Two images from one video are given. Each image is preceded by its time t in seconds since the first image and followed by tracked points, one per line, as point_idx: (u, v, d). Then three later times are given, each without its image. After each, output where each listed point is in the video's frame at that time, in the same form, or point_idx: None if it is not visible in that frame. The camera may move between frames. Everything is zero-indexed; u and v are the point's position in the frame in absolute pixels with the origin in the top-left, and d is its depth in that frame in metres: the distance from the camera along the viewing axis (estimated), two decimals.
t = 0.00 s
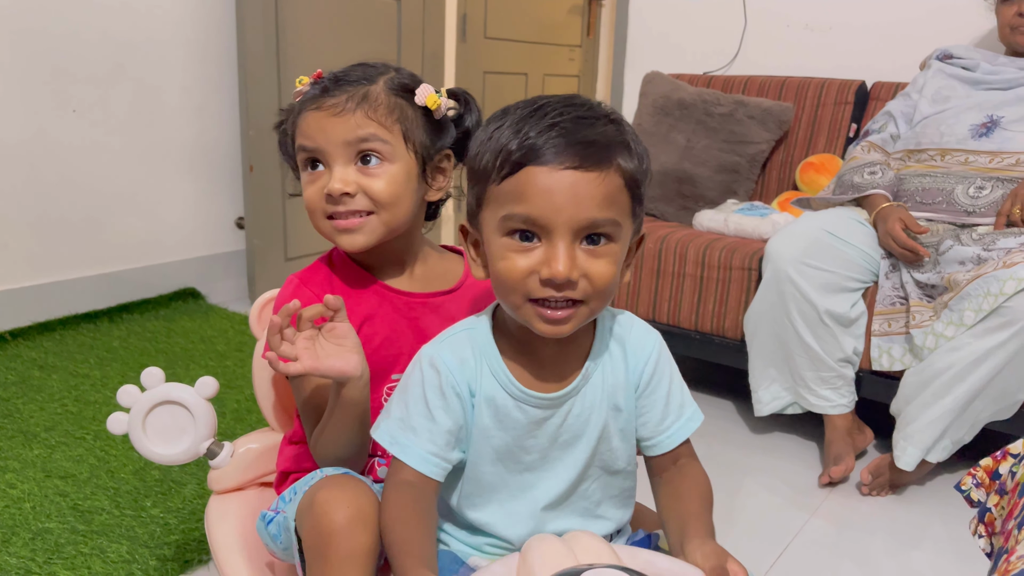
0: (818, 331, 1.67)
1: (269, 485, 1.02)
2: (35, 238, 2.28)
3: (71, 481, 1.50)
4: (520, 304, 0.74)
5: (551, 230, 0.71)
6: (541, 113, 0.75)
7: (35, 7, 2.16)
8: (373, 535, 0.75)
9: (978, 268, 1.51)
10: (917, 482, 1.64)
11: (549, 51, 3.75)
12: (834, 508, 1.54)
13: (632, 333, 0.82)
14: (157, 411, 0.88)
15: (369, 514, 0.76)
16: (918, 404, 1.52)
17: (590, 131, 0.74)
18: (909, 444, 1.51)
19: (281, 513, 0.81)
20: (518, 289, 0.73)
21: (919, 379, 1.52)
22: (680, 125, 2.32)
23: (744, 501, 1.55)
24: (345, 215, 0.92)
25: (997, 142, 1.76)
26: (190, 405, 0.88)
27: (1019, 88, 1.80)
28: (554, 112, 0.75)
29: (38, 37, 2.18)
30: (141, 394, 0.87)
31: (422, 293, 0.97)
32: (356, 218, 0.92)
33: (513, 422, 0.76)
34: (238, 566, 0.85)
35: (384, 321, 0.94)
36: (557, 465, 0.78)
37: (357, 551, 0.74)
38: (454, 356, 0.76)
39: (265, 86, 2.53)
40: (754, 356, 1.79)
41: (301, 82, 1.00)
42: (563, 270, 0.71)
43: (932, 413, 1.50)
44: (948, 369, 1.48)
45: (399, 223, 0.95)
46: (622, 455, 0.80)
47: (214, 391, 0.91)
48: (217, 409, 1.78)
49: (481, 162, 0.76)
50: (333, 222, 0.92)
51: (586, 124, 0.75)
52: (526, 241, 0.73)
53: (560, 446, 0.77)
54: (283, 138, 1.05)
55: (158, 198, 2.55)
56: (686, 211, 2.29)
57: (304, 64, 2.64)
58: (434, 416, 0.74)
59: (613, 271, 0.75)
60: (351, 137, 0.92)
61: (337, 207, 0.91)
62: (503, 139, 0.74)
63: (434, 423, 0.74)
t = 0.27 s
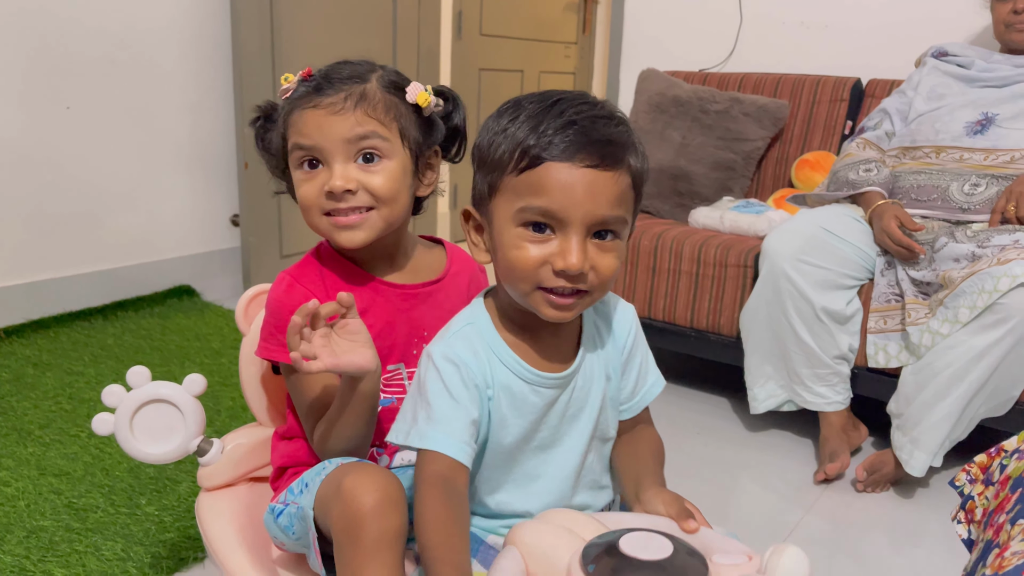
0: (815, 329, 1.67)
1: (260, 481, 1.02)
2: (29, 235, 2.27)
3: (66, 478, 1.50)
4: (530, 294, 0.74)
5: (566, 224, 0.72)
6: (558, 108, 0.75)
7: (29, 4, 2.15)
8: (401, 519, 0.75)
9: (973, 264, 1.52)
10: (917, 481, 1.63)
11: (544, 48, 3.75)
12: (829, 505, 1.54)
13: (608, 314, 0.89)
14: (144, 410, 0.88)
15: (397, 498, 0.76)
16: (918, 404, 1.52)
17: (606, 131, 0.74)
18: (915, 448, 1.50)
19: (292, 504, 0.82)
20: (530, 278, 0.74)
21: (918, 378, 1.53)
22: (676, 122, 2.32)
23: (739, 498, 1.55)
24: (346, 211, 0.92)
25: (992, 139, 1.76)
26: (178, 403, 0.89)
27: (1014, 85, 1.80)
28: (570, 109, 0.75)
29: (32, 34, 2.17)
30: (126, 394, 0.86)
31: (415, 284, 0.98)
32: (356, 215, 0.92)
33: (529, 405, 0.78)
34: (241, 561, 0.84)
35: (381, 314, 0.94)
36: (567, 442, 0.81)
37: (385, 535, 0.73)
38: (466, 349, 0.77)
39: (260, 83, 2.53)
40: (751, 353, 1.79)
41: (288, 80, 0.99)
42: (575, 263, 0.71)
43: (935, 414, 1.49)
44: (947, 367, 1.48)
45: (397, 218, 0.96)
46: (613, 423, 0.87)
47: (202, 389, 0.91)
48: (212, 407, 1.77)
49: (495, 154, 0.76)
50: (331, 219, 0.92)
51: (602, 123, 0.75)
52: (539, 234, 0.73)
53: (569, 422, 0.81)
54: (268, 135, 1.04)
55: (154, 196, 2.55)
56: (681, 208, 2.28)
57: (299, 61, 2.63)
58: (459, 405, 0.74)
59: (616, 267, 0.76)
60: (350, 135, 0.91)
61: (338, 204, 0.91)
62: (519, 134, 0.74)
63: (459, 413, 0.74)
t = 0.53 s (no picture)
0: (812, 326, 1.68)
1: (250, 474, 1.02)
2: (23, 232, 2.26)
3: (60, 476, 1.50)
4: (526, 289, 0.75)
5: (564, 224, 0.73)
6: (550, 109, 0.75)
7: None
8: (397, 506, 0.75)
9: (967, 262, 1.52)
10: (914, 480, 1.63)
11: (540, 45, 3.74)
12: (823, 501, 1.54)
13: (583, 300, 0.89)
14: (133, 405, 0.87)
15: (391, 485, 0.76)
16: (913, 401, 1.52)
17: (595, 134, 0.75)
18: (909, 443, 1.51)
19: (287, 495, 0.82)
20: (524, 275, 0.74)
21: (912, 375, 1.54)
22: (671, 119, 2.32)
23: (734, 494, 1.55)
24: (352, 202, 0.91)
25: (987, 137, 1.77)
26: (166, 397, 0.89)
27: (1009, 82, 1.80)
28: (562, 110, 0.76)
29: (26, 30, 2.16)
30: (114, 389, 0.86)
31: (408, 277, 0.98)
32: (363, 205, 0.92)
33: (514, 384, 0.78)
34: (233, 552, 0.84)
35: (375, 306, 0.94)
36: (551, 421, 0.82)
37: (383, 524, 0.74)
38: (452, 330, 0.77)
39: (256, 80, 2.52)
40: (746, 349, 1.79)
41: (279, 79, 0.99)
42: (569, 263, 0.72)
43: (931, 411, 1.50)
44: (943, 364, 1.49)
45: (400, 209, 0.96)
46: (592, 405, 0.87)
47: (190, 382, 0.91)
48: (207, 405, 1.77)
49: (487, 154, 0.75)
50: (337, 210, 0.91)
51: (592, 126, 0.76)
52: (536, 235, 0.74)
53: (552, 401, 0.82)
54: (257, 134, 1.03)
55: (148, 193, 2.54)
56: (677, 205, 2.29)
57: (294, 58, 2.63)
58: (450, 382, 0.74)
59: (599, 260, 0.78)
60: (356, 129, 0.92)
61: (345, 195, 0.90)
62: (512, 134, 0.74)
63: (449, 390, 0.74)
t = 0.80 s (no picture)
0: (809, 323, 1.68)
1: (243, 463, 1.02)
2: (18, 231, 2.26)
3: (56, 474, 1.49)
4: (524, 284, 0.75)
5: (561, 220, 0.73)
6: (547, 106, 0.75)
7: None
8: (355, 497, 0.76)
9: (962, 259, 1.52)
10: (905, 474, 1.65)
11: (536, 42, 3.74)
12: (819, 498, 1.55)
13: (583, 300, 0.88)
14: (129, 391, 0.88)
15: (349, 476, 0.77)
16: (906, 396, 1.52)
17: (592, 130, 0.76)
18: (899, 438, 1.52)
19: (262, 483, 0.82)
20: (523, 271, 0.74)
21: (905, 371, 1.53)
22: (668, 117, 2.32)
23: (730, 492, 1.55)
24: (343, 191, 0.91)
25: (982, 134, 1.77)
26: (161, 384, 0.89)
27: (1004, 79, 1.80)
28: (558, 106, 0.76)
29: (20, 28, 2.15)
30: (113, 373, 0.87)
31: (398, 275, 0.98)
32: (353, 194, 0.91)
33: (485, 369, 0.80)
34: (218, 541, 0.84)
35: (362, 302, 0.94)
36: (526, 412, 0.82)
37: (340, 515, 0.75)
38: (430, 310, 0.80)
39: (251, 78, 2.52)
40: (743, 346, 1.79)
41: (280, 74, 1.00)
42: (569, 258, 0.72)
43: (922, 405, 1.50)
44: (934, 360, 1.49)
45: (389, 201, 0.95)
46: (579, 404, 0.86)
47: (186, 371, 0.91)
48: (203, 402, 1.77)
49: (487, 153, 0.75)
50: (327, 199, 0.91)
51: (588, 121, 0.76)
52: (532, 230, 0.74)
53: (528, 393, 0.82)
54: (257, 130, 1.04)
55: (144, 191, 2.53)
56: (673, 202, 2.29)
57: (290, 56, 2.62)
58: (413, 361, 0.77)
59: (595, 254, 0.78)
60: (349, 121, 0.92)
61: (335, 183, 0.90)
62: (511, 133, 0.74)
63: (413, 368, 0.77)
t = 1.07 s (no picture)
0: (806, 321, 1.68)
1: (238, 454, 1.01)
2: (15, 230, 2.26)
3: (53, 473, 1.49)
4: (513, 284, 0.75)
5: (542, 220, 0.72)
6: (526, 104, 0.75)
7: None
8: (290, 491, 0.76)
9: (959, 257, 1.52)
10: (898, 469, 1.66)
11: (533, 41, 3.74)
12: (815, 496, 1.55)
13: (584, 317, 0.83)
14: (131, 376, 0.88)
15: (288, 471, 0.77)
16: (902, 393, 1.53)
17: (574, 126, 0.75)
18: (895, 435, 1.52)
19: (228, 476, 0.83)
20: (508, 271, 0.74)
21: (901, 368, 1.54)
22: (664, 115, 2.33)
23: (726, 489, 1.55)
24: (330, 189, 0.91)
25: (978, 132, 1.77)
26: (160, 371, 0.88)
27: (1000, 77, 1.81)
28: (538, 104, 0.75)
29: (17, 26, 2.15)
30: (117, 358, 0.88)
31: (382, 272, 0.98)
32: (339, 193, 0.91)
33: (457, 366, 0.81)
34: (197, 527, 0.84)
35: (341, 300, 0.95)
36: (492, 418, 0.81)
37: (280, 507, 0.75)
38: (419, 298, 0.83)
39: (248, 75, 2.52)
40: (739, 344, 1.79)
41: (276, 71, 1.00)
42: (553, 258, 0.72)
43: (917, 402, 1.51)
44: (932, 357, 1.49)
45: (376, 200, 0.94)
46: (553, 419, 0.82)
47: (184, 360, 0.91)
48: (200, 401, 1.77)
49: (467, 153, 0.75)
50: (313, 197, 0.91)
51: (570, 117, 0.75)
52: (514, 231, 0.74)
53: (495, 401, 0.80)
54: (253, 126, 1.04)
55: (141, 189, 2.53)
56: (670, 201, 2.29)
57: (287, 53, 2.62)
58: (392, 344, 0.83)
59: (588, 252, 0.77)
60: (339, 119, 0.92)
61: (320, 182, 0.90)
62: (489, 131, 0.74)
63: (391, 350, 0.83)
